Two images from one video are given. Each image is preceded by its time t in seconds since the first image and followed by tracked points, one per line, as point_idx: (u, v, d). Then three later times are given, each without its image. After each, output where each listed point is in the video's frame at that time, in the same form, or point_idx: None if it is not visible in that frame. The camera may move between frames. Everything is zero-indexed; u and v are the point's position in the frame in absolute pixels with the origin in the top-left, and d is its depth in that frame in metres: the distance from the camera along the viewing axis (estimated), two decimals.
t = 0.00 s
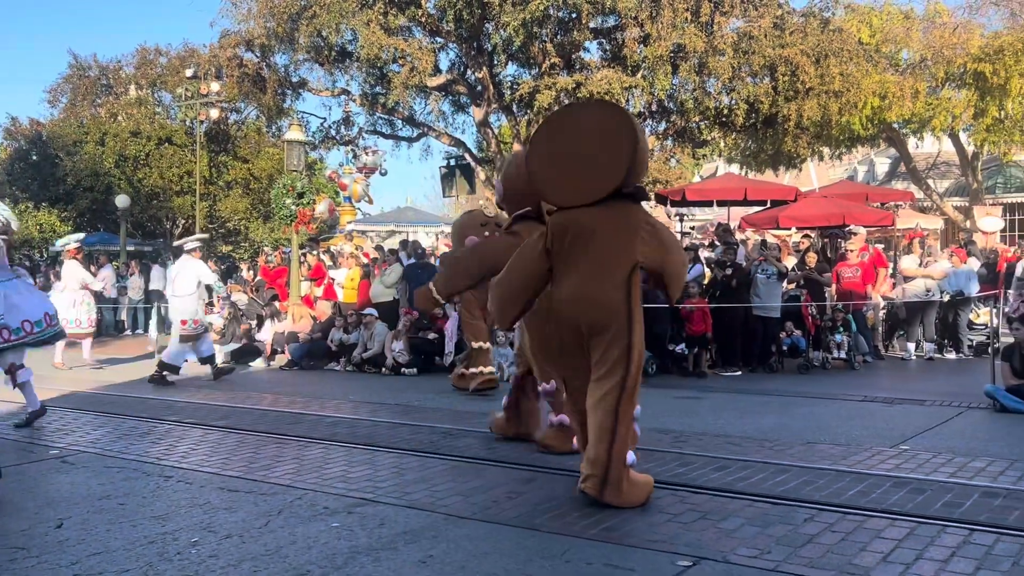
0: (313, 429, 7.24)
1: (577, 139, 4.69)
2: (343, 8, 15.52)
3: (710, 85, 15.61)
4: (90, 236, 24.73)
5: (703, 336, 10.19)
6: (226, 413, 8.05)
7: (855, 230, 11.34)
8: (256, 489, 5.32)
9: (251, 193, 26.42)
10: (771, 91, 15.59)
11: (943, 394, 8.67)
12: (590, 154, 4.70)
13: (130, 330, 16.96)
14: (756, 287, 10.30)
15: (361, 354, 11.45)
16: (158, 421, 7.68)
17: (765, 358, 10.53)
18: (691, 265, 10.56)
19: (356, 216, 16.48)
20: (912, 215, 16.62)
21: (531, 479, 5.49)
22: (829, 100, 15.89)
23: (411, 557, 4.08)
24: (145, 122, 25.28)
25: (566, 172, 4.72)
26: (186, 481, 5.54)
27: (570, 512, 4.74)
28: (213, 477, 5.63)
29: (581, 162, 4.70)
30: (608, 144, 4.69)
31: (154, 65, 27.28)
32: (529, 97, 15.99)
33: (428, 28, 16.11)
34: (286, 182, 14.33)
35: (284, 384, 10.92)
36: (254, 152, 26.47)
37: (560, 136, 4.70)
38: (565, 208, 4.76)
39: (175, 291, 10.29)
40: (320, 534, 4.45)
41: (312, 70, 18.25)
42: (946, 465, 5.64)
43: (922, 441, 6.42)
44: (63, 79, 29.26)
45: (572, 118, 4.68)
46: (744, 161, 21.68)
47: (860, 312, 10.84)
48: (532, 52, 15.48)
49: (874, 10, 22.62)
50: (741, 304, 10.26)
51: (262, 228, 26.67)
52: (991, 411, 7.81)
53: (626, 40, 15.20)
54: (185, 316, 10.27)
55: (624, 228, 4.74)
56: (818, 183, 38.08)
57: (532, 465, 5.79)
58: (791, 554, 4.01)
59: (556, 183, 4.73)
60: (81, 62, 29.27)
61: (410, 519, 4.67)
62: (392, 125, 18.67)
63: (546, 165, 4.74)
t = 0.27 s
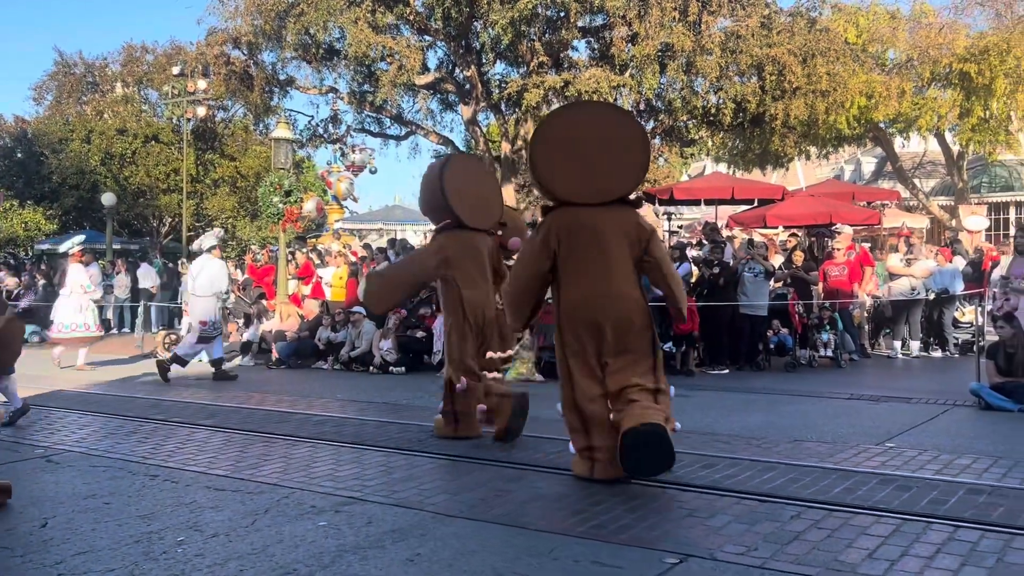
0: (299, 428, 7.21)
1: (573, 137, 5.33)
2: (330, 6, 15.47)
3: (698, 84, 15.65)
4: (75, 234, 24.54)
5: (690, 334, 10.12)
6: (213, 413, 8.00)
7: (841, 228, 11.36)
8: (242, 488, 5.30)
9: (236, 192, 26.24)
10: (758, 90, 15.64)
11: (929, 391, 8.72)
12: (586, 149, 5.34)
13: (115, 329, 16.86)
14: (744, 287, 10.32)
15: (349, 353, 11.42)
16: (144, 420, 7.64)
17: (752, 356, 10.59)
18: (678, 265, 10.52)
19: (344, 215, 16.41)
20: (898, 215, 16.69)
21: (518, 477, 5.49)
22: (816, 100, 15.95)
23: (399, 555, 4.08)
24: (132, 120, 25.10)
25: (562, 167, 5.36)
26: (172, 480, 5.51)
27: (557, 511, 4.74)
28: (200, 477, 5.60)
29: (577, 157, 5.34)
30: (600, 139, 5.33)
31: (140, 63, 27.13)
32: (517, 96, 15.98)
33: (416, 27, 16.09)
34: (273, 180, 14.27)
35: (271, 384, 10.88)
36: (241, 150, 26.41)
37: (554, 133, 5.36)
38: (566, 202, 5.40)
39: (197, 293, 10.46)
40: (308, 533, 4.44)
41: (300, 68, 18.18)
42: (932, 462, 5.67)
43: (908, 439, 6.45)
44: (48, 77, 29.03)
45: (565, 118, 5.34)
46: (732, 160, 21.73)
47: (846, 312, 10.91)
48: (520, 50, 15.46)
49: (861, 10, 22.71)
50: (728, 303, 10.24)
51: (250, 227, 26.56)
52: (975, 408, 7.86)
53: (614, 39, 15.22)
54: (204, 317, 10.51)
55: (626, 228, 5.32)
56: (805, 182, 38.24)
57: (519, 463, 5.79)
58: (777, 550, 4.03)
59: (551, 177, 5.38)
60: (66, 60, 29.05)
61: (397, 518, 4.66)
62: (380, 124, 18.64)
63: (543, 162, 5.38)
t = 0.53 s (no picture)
0: (288, 427, 7.18)
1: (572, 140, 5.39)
2: (319, 4, 15.42)
3: (687, 84, 15.67)
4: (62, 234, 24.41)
5: (679, 332, 10.12)
6: (201, 412, 7.96)
7: (830, 228, 11.35)
8: (230, 488, 5.28)
9: (225, 191, 26.16)
10: (747, 90, 15.68)
11: (917, 390, 8.76)
12: (585, 155, 5.37)
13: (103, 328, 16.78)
14: (733, 285, 10.31)
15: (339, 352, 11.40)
16: (132, 420, 7.59)
17: (742, 355, 10.64)
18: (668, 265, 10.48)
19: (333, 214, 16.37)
20: (886, 215, 16.75)
21: (507, 476, 5.48)
22: (804, 100, 16.01)
23: (388, 554, 4.07)
24: (119, 119, 24.96)
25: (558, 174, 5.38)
26: (159, 480, 5.48)
27: (546, 509, 4.74)
28: (188, 477, 5.57)
29: (576, 164, 5.38)
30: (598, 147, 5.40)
31: (128, 61, 26.99)
32: (506, 95, 15.97)
33: (405, 25, 16.07)
34: (262, 179, 14.22)
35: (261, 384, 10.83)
36: (230, 149, 26.34)
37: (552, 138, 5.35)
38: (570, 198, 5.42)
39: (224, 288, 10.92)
40: (296, 532, 4.42)
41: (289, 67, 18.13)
42: (919, 460, 5.70)
43: (895, 437, 6.48)
44: (34, 75, 28.84)
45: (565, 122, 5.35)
46: (721, 160, 21.77)
47: (835, 311, 10.97)
48: (509, 50, 15.45)
49: (849, 10, 22.78)
50: (718, 302, 10.25)
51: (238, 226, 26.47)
52: (962, 407, 7.90)
53: (603, 38, 15.23)
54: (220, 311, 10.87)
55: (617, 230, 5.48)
56: (794, 181, 38.37)
57: (508, 462, 5.79)
58: (766, 549, 4.04)
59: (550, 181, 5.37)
60: (53, 58, 28.86)
61: (386, 517, 4.65)
62: (370, 122, 18.60)
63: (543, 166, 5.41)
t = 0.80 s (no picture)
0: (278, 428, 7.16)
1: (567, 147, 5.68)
2: (309, 4, 15.37)
3: (677, 84, 15.69)
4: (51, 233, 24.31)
5: (670, 333, 10.16)
6: (191, 413, 7.94)
7: (820, 228, 11.43)
8: (221, 489, 5.26)
9: (216, 190, 26.09)
10: (737, 90, 15.71)
11: (906, 389, 8.80)
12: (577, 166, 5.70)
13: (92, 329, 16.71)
14: (722, 284, 10.37)
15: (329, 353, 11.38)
16: (121, 421, 7.56)
17: (732, 355, 10.63)
18: (658, 265, 10.46)
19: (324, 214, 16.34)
20: (875, 214, 16.80)
21: (499, 476, 5.48)
22: (794, 100, 16.07)
23: (379, 554, 4.07)
24: (109, 118, 24.86)
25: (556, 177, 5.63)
26: (149, 481, 5.46)
27: (538, 509, 4.74)
28: (178, 478, 5.55)
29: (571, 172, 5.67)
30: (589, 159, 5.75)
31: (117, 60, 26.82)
32: (497, 95, 15.97)
33: (396, 25, 16.05)
34: (252, 179, 14.18)
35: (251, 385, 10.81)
36: (219, 149, 26.26)
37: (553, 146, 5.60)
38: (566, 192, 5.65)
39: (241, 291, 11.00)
40: (287, 533, 4.42)
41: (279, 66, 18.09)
42: (909, 459, 5.73)
43: (884, 436, 6.51)
44: (23, 74, 28.68)
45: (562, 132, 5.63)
46: (711, 159, 21.80)
47: (824, 311, 11.00)
48: (500, 49, 15.44)
49: (839, 11, 22.84)
50: (709, 301, 10.29)
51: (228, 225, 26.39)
52: (951, 406, 7.93)
53: (594, 38, 15.24)
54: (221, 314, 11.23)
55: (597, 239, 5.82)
56: (784, 181, 38.48)
57: (499, 462, 5.79)
58: (756, 548, 4.05)
59: (549, 184, 5.60)
60: (42, 57, 28.72)
61: (377, 517, 4.65)
62: (360, 122, 18.56)
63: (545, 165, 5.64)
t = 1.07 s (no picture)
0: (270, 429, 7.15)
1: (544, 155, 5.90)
2: (301, 4, 15.35)
3: (669, 85, 15.71)
4: (41, 234, 24.22)
5: (663, 334, 10.17)
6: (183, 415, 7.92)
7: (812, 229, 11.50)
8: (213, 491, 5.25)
9: (207, 191, 26.04)
10: (729, 91, 15.76)
11: (898, 389, 8.83)
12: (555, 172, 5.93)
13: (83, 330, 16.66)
14: (714, 286, 10.40)
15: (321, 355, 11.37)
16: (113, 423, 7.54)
17: (724, 355, 10.66)
18: (650, 265, 10.61)
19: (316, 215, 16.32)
20: (866, 214, 16.86)
21: (492, 477, 5.48)
22: (785, 100, 16.12)
23: (372, 557, 4.07)
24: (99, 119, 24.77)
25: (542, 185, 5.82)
26: (141, 484, 5.44)
27: (531, 511, 4.75)
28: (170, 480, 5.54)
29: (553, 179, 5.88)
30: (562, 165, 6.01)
31: (107, 60, 26.74)
32: (490, 96, 15.97)
33: (388, 26, 16.05)
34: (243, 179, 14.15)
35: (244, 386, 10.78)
36: (211, 149, 26.22)
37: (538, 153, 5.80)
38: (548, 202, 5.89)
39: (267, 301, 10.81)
40: (280, 535, 4.41)
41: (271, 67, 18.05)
42: (900, 459, 5.75)
43: (875, 437, 6.53)
44: (12, 75, 28.55)
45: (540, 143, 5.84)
46: (703, 160, 21.85)
47: (816, 311, 11.03)
48: (492, 50, 15.45)
49: (830, 12, 22.91)
50: (701, 302, 10.28)
51: (220, 226, 26.34)
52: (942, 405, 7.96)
53: (586, 39, 15.25)
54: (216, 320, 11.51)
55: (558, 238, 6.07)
56: (775, 181, 38.57)
57: (492, 463, 5.79)
58: (748, 548, 4.07)
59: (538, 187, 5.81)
60: (32, 57, 28.60)
61: (369, 519, 4.64)
62: (352, 123, 18.54)
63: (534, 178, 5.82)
